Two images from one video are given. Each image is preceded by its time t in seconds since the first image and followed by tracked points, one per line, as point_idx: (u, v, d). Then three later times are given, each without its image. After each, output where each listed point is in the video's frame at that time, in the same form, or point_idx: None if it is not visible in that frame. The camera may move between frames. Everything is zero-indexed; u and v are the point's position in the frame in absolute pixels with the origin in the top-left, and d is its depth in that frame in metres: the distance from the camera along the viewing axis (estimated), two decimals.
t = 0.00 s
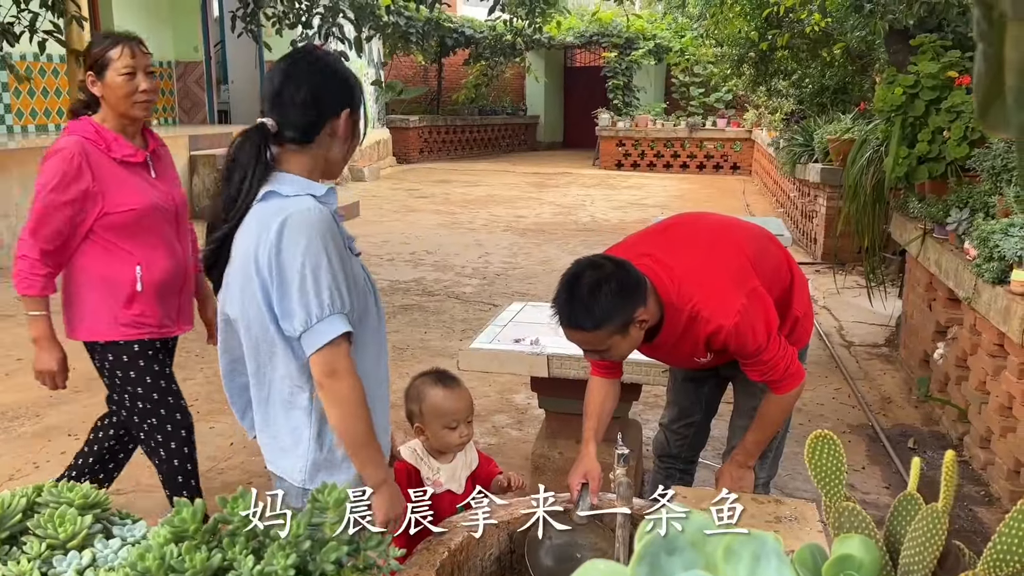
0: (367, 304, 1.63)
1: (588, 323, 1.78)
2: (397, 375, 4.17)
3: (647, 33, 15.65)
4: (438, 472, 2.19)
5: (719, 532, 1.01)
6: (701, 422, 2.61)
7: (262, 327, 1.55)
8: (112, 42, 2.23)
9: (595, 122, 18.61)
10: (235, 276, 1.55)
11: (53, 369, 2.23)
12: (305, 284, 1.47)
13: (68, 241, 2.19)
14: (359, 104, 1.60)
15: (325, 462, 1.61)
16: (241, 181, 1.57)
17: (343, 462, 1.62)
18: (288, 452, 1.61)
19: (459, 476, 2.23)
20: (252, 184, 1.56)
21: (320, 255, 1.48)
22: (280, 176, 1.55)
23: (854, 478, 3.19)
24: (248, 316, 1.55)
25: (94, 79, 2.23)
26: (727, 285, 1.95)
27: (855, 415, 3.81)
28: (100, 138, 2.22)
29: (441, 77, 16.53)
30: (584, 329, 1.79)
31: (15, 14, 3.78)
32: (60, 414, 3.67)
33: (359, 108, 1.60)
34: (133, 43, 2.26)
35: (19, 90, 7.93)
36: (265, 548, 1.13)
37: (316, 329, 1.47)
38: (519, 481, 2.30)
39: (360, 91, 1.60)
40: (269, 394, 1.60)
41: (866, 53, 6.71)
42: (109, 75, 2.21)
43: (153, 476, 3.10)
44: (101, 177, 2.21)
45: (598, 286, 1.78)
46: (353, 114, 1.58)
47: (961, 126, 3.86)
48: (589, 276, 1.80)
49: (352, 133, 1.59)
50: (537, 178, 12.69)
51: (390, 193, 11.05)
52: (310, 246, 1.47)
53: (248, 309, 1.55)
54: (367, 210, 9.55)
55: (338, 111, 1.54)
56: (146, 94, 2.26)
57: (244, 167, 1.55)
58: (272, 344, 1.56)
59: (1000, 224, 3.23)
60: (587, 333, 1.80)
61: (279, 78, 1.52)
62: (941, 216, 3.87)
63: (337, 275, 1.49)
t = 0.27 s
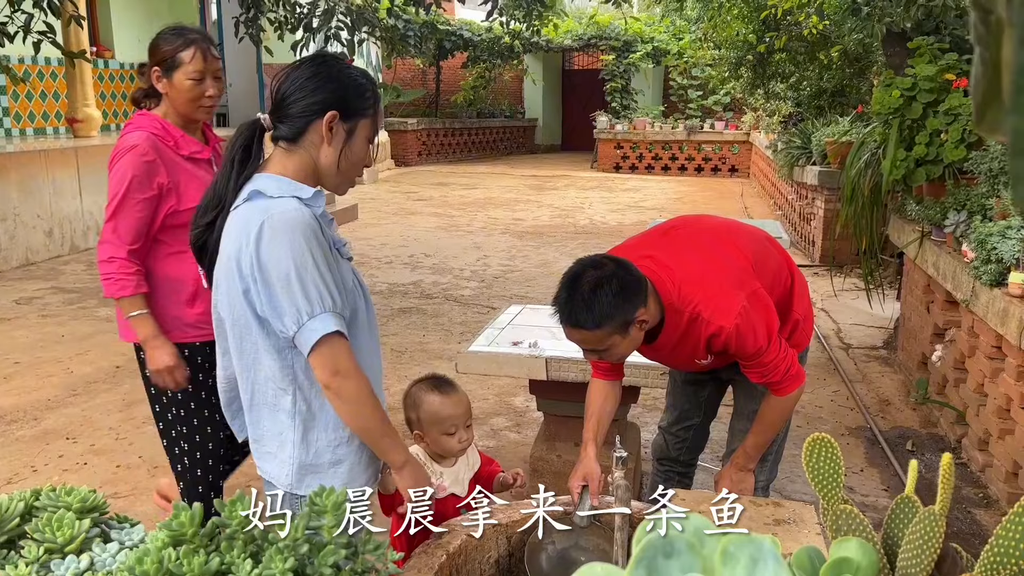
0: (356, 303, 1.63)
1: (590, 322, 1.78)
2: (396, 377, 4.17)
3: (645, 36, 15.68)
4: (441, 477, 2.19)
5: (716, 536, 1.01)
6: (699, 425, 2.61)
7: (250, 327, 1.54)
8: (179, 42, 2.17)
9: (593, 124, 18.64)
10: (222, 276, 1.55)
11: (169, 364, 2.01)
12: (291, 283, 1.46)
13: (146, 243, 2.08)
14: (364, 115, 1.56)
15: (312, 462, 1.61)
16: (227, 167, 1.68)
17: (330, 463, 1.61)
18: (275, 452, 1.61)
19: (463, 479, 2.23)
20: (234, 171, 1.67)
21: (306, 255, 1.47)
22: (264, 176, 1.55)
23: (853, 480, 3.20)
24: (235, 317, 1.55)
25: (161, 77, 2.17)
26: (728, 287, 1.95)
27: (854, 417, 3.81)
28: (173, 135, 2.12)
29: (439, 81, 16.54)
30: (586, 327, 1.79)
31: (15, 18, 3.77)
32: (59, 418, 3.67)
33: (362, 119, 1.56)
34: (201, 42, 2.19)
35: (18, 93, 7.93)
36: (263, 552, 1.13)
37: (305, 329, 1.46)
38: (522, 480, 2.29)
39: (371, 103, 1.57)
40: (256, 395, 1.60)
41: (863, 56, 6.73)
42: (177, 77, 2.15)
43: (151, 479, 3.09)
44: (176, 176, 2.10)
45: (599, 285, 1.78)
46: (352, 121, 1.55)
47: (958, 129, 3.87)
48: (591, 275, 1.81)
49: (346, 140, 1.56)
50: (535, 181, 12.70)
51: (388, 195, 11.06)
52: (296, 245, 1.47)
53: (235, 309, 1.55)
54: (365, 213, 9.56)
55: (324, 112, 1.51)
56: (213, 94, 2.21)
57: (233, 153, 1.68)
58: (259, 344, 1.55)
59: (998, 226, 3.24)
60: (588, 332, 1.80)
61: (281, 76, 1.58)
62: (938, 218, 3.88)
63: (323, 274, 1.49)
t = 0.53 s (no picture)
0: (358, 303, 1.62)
1: (593, 312, 1.77)
2: (395, 380, 4.17)
3: (644, 39, 15.71)
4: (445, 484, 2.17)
5: (717, 537, 1.01)
6: (699, 427, 2.61)
7: (251, 326, 1.55)
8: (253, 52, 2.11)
9: (592, 126, 18.65)
10: (224, 274, 1.55)
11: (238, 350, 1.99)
12: (291, 284, 1.46)
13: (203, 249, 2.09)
14: (367, 119, 1.55)
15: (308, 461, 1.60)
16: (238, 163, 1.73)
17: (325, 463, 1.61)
18: (271, 451, 1.61)
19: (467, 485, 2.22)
20: (245, 168, 1.73)
21: (307, 256, 1.47)
22: (266, 176, 1.56)
23: (852, 483, 3.20)
24: (235, 314, 1.56)
25: (226, 87, 2.12)
26: (730, 285, 1.95)
27: (853, 420, 3.81)
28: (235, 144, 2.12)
29: (438, 84, 16.56)
30: (589, 318, 1.79)
31: (14, 21, 3.77)
32: (58, 421, 3.66)
33: (365, 124, 1.54)
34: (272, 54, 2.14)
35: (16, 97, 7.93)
36: (265, 554, 1.13)
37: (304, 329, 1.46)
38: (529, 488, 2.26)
39: (377, 108, 1.56)
40: (254, 392, 1.60)
41: (861, 58, 6.75)
42: (244, 90, 2.11)
43: (150, 482, 3.09)
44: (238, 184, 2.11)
45: (601, 278, 1.78)
46: (354, 125, 1.53)
47: (956, 132, 3.88)
48: (594, 266, 1.82)
49: (346, 143, 1.55)
50: (534, 184, 12.71)
51: (387, 198, 11.07)
52: (296, 246, 1.47)
53: (236, 308, 1.55)
54: (364, 216, 9.56)
55: (323, 115, 1.51)
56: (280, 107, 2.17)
57: (246, 149, 1.73)
58: (259, 342, 1.55)
59: (996, 228, 3.24)
60: (592, 323, 1.79)
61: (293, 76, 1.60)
62: (937, 221, 3.89)
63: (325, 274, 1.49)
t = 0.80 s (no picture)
0: (353, 306, 1.62)
1: (604, 292, 1.76)
2: (395, 383, 4.17)
3: (643, 41, 15.74)
4: (448, 488, 2.17)
5: (721, 539, 1.01)
6: (700, 430, 2.61)
7: (248, 329, 1.55)
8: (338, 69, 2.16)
9: (591, 129, 18.67)
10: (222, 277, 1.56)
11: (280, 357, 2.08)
12: (285, 286, 1.47)
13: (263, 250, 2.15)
14: (364, 121, 1.55)
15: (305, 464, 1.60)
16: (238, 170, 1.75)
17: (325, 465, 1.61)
18: (272, 452, 1.61)
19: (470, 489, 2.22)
20: (245, 173, 1.75)
21: (300, 258, 1.48)
22: (264, 179, 1.56)
23: (851, 485, 3.20)
24: (234, 317, 1.56)
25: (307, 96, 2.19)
26: (735, 277, 1.96)
27: (852, 422, 3.82)
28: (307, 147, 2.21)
29: (436, 86, 16.56)
30: (600, 301, 1.77)
31: (13, 25, 3.77)
32: (57, 424, 3.66)
33: (361, 125, 1.54)
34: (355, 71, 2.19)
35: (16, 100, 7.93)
36: (268, 557, 1.13)
37: (296, 331, 1.47)
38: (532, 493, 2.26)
39: (372, 110, 1.56)
40: (254, 394, 1.60)
41: (860, 61, 6.76)
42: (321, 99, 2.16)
43: (150, 485, 3.09)
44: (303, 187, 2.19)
45: (607, 262, 1.78)
46: (349, 128, 1.53)
47: (955, 134, 3.88)
48: (597, 251, 1.81)
49: (342, 146, 1.54)
50: (533, 186, 12.70)
51: (386, 201, 11.07)
52: (290, 249, 1.47)
53: (233, 310, 1.55)
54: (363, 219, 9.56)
55: (319, 118, 1.51)
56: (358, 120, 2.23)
57: (248, 154, 1.76)
58: (257, 345, 1.56)
59: (995, 231, 3.25)
60: (602, 306, 1.78)
61: (291, 80, 1.61)
62: (936, 223, 3.90)
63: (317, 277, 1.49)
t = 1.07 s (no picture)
0: (344, 311, 1.59)
1: (612, 283, 1.76)
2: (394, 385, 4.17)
3: (641, 43, 15.76)
4: (447, 488, 2.17)
5: (726, 541, 1.01)
6: (701, 434, 2.61)
7: (240, 328, 1.54)
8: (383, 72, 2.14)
9: (590, 131, 18.68)
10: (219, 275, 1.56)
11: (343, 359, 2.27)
12: (266, 287, 1.45)
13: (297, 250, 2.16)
14: (364, 123, 1.55)
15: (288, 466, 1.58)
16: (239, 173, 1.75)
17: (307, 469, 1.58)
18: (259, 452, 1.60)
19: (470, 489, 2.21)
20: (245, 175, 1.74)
21: (284, 258, 1.46)
22: (265, 179, 1.55)
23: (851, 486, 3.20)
24: (228, 317, 1.56)
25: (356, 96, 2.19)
26: (740, 276, 1.96)
27: (851, 423, 3.82)
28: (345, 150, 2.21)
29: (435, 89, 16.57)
30: (608, 291, 1.76)
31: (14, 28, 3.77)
32: (56, 426, 3.66)
33: (361, 127, 1.55)
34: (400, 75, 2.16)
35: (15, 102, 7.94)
36: (270, 558, 1.13)
37: (276, 331, 1.45)
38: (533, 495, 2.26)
39: (372, 111, 1.56)
40: (247, 395, 1.59)
41: (859, 63, 6.77)
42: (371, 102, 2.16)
43: (150, 487, 3.08)
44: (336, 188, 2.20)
45: (614, 255, 1.78)
46: (349, 130, 1.53)
47: (955, 135, 3.89)
48: (604, 248, 1.80)
49: (342, 148, 1.54)
50: (532, 188, 12.71)
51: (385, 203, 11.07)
52: (274, 249, 1.46)
53: (228, 310, 1.55)
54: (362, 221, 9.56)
55: (319, 120, 1.51)
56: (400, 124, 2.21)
57: (249, 156, 1.75)
58: (248, 346, 1.55)
59: (994, 232, 3.26)
60: (610, 297, 1.77)
61: (293, 83, 1.62)
62: (936, 225, 3.90)
63: (299, 278, 1.47)
